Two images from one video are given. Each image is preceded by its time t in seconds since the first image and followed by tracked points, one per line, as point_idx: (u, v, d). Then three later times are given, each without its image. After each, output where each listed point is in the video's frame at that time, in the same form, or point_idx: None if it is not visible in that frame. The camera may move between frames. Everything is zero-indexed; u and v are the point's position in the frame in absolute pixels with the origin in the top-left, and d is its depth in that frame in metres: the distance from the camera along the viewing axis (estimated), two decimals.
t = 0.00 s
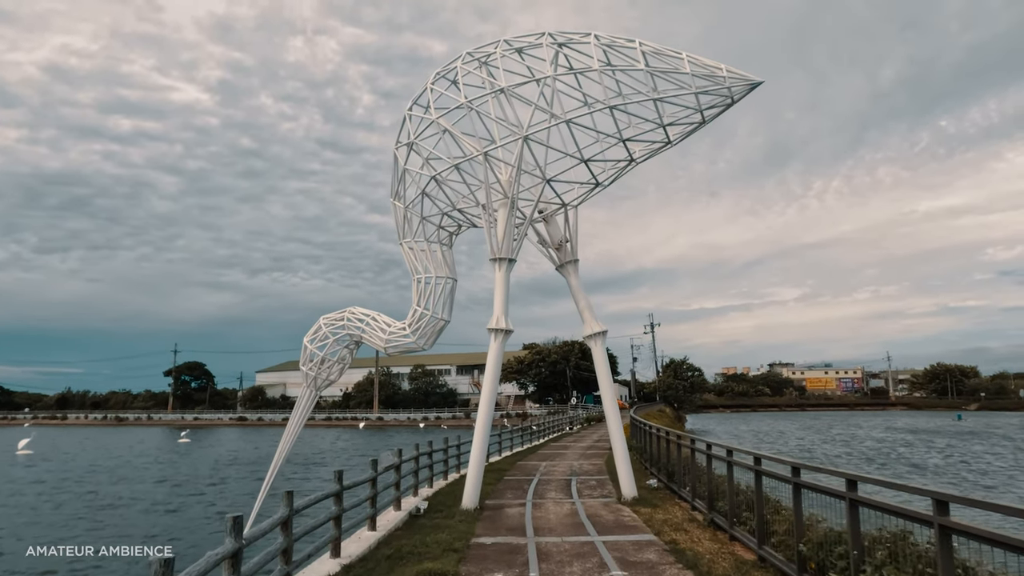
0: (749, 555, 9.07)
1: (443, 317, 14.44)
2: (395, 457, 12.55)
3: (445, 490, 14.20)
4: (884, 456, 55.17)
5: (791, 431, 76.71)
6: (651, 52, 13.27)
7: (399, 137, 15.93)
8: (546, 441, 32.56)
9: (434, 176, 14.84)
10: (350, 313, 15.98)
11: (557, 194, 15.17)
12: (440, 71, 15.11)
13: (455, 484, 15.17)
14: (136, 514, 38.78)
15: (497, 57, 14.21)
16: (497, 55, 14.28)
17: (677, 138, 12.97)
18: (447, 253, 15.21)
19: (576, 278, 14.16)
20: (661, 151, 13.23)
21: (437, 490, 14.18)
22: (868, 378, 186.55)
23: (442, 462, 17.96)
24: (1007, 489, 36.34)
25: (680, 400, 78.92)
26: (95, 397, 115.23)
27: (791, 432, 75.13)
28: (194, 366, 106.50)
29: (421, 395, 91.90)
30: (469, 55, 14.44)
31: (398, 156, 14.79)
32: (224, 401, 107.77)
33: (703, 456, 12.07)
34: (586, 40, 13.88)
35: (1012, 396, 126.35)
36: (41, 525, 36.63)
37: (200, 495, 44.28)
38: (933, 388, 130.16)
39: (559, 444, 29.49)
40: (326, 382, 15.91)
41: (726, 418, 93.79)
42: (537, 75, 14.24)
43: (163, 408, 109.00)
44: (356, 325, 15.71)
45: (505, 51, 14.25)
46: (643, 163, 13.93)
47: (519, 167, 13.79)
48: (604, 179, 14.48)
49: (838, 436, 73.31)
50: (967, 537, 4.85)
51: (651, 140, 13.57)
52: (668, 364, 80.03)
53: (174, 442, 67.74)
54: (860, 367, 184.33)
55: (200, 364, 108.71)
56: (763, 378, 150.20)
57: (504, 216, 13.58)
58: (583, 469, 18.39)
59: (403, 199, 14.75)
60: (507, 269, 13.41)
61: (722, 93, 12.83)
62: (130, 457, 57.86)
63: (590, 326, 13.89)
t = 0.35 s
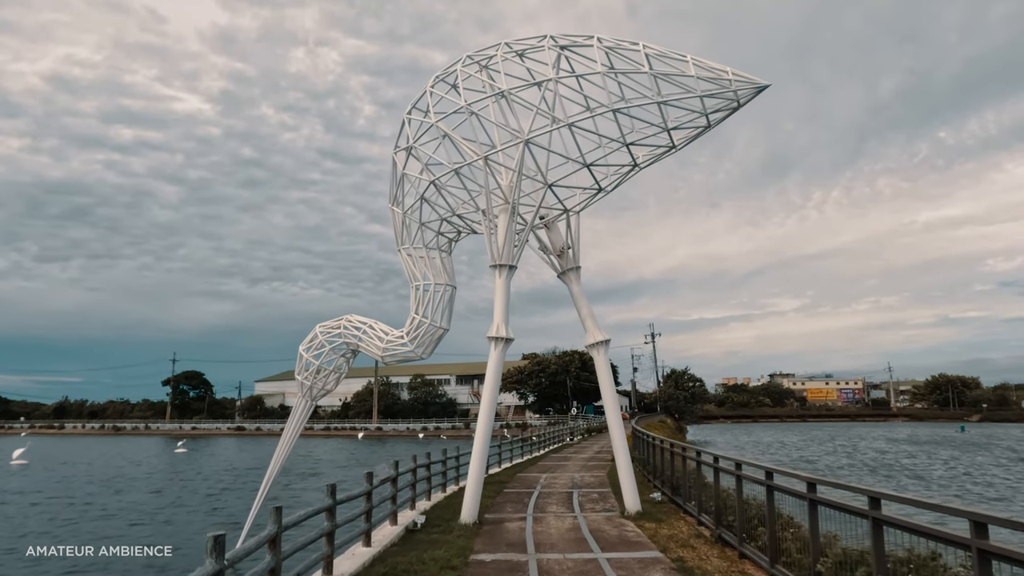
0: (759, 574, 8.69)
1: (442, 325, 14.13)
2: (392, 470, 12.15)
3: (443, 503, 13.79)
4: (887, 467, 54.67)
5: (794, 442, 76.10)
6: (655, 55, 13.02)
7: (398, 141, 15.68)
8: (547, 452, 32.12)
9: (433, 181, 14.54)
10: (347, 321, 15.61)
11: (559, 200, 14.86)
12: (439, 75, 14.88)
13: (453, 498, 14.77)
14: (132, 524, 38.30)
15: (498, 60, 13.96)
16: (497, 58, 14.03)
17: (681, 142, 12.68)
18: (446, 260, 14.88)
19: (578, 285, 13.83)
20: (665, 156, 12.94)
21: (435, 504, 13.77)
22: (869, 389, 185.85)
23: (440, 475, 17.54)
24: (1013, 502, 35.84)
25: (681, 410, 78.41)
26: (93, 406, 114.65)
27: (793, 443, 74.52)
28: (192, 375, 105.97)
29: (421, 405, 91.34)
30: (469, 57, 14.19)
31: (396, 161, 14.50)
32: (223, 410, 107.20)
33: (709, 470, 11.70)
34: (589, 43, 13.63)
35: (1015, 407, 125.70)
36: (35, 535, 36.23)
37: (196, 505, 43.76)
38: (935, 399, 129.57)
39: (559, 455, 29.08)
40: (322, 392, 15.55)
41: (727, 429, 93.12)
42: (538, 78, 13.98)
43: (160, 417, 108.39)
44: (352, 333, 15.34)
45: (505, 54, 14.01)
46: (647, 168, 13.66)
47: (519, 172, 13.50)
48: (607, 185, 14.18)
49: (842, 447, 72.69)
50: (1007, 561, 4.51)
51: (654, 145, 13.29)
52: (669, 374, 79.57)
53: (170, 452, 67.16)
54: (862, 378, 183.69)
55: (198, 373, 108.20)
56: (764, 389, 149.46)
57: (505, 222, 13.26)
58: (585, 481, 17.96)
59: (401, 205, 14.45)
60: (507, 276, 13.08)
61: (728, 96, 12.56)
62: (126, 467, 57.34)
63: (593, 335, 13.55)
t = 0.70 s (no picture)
0: None
1: (439, 330, 13.79)
2: (386, 479, 11.72)
3: (440, 513, 13.38)
4: (891, 476, 54.09)
5: (795, 451, 75.55)
6: (657, 52, 12.71)
7: (395, 141, 15.37)
8: (547, 461, 31.68)
9: (430, 182, 14.19)
10: (341, 325, 15.22)
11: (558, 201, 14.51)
12: (437, 74, 14.55)
13: (450, 507, 14.34)
14: (126, 533, 37.76)
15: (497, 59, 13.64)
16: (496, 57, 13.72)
17: (685, 141, 12.35)
18: (444, 263, 14.51)
19: (579, 289, 13.46)
20: (668, 156, 12.60)
21: (430, 514, 13.37)
22: (871, 397, 185.15)
23: (437, 484, 17.09)
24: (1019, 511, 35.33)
25: (683, 418, 77.88)
26: (91, 414, 114.02)
27: (796, 452, 73.94)
28: (190, 382, 105.41)
29: (420, 413, 90.78)
30: (467, 56, 13.88)
31: (392, 161, 14.14)
32: (221, 418, 106.60)
33: (714, 479, 11.29)
34: (590, 40, 13.32)
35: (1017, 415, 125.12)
36: (28, 543, 35.67)
37: (192, 513, 43.22)
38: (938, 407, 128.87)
39: (560, 464, 28.59)
40: (315, 399, 15.14)
41: (729, 438, 92.48)
42: (537, 76, 13.66)
43: (159, 424, 107.74)
44: (347, 338, 14.96)
45: (504, 52, 13.69)
46: (649, 169, 13.32)
47: (518, 173, 13.15)
48: (608, 185, 13.82)
49: (844, 455, 72.07)
50: None
51: (657, 145, 12.94)
52: (670, 383, 78.98)
53: (167, 460, 66.56)
54: (863, 387, 183.06)
55: (197, 381, 107.67)
56: (765, 397, 148.68)
57: (504, 224, 12.89)
58: (586, 491, 17.52)
59: (398, 206, 14.12)
60: (506, 279, 12.70)
61: (733, 94, 12.24)
62: (122, 475, 56.75)
63: (594, 339, 13.16)
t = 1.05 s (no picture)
0: None
1: (437, 331, 13.42)
2: (382, 484, 11.32)
3: (438, 519, 12.99)
4: (896, 481, 53.55)
5: (799, 455, 74.92)
6: (661, 44, 12.35)
7: (392, 138, 15.01)
8: (549, 465, 31.29)
9: (428, 179, 13.83)
10: (337, 326, 14.83)
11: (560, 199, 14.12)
12: (435, 68, 14.22)
13: (448, 513, 13.93)
14: (123, 537, 37.41)
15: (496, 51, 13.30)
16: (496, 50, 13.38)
17: (690, 136, 11.99)
18: (442, 262, 14.12)
19: (581, 288, 13.08)
20: (673, 151, 12.23)
21: (428, 520, 12.98)
22: (874, 401, 184.13)
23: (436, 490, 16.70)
24: None
25: (686, 422, 77.39)
26: (91, 418, 113.60)
27: (799, 456, 73.35)
28: (190, 386, 105.12)
29: (421, 417, 90.34)
30: (466, 49, 13.53)
31: (389, 157, 13.78)
32: (221, 422, 106.17)
33: (722, 485, 10.90)
34: (592, 32, 12.96)
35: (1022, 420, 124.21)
36: (24, 546, 35.33)
37: (190, 518, 42.82)
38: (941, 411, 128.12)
39: (562, 469, 28.21)
40: (310, 403, 14.76)
41: (731, 442, 91.93)
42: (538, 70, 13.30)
43: (159, 428, 107.37)
44: (343, 340, 14.59)
45: (504, 45, 13.34)
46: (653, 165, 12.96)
47: (518, 169, 12.80)
48: (611, 182, 13.46)
49: (848, 460, 71.55)
50: None
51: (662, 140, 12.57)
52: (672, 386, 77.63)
53: (166, 464, 66.11)
54: (866, 392, 182.16)
55: (197, 384, 107.38)
56: (768, 401, 147.97)
57: (504, 222, 12.52)
58: (588, 497, 17.09)
59: (395, 204, 13.74)
60: (506, 278, 12.31)
61: (740, 87, 11.88)
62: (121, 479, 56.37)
63: (597, 341, 12.76)
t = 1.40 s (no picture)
0: None
1: (438, 328, 13.12)
2: (379, 485, 10.95)
3: (437, 521, 12.65)
4: (902, 480, 53.02)
5: (805, 454, 74.34)
6: (668, 31, 11.96)
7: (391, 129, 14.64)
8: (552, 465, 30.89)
9: (428, 171, 13.45)
10: (335, 323, 14.48)
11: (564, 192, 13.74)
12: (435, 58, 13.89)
13: (448, 515, 13.59)
14: (124, 536, 37.10)
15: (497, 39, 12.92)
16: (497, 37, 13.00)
17: (698, 127, 11.61)
18: (443, 257, 13.76)
19: (585, 284, 12.71)
20: (680, 142, 11.85)
21: (428, 522, 12.63)
22: (880, 400, 183.19)
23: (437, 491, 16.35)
24: None
25: (690, 421, 76.96)
26: (94, 417, 113.54)
27: (805, 456, 72.76)
28: (194, 385, 105.06)
29: (424, 416, 90.08)
30: (466, 37, 13.16)
31: (388, 149, 13.45)
32: (225, 421, 106.04)
33: (731, 488, 10.49)
34: (596, 19, 12.58)
35: None
36: (24, 546, 35.04)
37: (191, 517, 42.54)
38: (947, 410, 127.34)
39: (566, 469, 27.80)
40: (307, 402, 14.40)
41: (736, 441, 91.49)
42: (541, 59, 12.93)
43: (162, 428, 107.27)
44: (341, 337, 14.24)
45: (506, 33, 12.97)
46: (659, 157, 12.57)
47: (520, 161, 12.42)
48: (616, 174, 13.08)
49: (853, 459, 70.95)
50: None
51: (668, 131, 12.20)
52: (676, 386, 78.45)
53: (169, 463, 65.87)
54: (871, 391, 181.27)
55: (200, 383, 107.29)
56: (772, 400, 147.27)
57: (505, 215, 12.16)
58: (593, 498, 16.71)
59: (394, 197, 13.38)
60: (507, 273, 11.94)
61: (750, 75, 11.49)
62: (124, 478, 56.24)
63: (602, 337, 12.39)
